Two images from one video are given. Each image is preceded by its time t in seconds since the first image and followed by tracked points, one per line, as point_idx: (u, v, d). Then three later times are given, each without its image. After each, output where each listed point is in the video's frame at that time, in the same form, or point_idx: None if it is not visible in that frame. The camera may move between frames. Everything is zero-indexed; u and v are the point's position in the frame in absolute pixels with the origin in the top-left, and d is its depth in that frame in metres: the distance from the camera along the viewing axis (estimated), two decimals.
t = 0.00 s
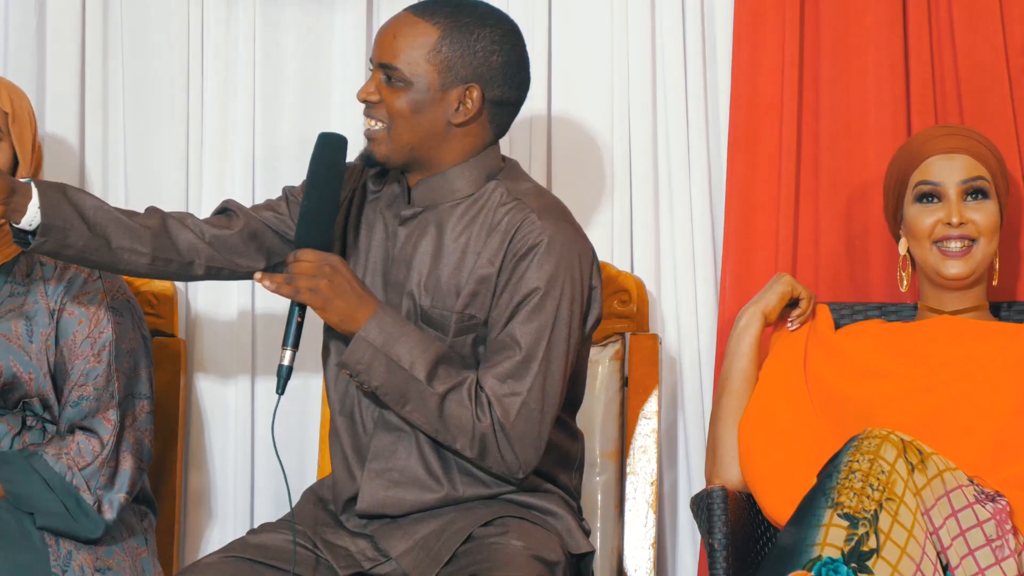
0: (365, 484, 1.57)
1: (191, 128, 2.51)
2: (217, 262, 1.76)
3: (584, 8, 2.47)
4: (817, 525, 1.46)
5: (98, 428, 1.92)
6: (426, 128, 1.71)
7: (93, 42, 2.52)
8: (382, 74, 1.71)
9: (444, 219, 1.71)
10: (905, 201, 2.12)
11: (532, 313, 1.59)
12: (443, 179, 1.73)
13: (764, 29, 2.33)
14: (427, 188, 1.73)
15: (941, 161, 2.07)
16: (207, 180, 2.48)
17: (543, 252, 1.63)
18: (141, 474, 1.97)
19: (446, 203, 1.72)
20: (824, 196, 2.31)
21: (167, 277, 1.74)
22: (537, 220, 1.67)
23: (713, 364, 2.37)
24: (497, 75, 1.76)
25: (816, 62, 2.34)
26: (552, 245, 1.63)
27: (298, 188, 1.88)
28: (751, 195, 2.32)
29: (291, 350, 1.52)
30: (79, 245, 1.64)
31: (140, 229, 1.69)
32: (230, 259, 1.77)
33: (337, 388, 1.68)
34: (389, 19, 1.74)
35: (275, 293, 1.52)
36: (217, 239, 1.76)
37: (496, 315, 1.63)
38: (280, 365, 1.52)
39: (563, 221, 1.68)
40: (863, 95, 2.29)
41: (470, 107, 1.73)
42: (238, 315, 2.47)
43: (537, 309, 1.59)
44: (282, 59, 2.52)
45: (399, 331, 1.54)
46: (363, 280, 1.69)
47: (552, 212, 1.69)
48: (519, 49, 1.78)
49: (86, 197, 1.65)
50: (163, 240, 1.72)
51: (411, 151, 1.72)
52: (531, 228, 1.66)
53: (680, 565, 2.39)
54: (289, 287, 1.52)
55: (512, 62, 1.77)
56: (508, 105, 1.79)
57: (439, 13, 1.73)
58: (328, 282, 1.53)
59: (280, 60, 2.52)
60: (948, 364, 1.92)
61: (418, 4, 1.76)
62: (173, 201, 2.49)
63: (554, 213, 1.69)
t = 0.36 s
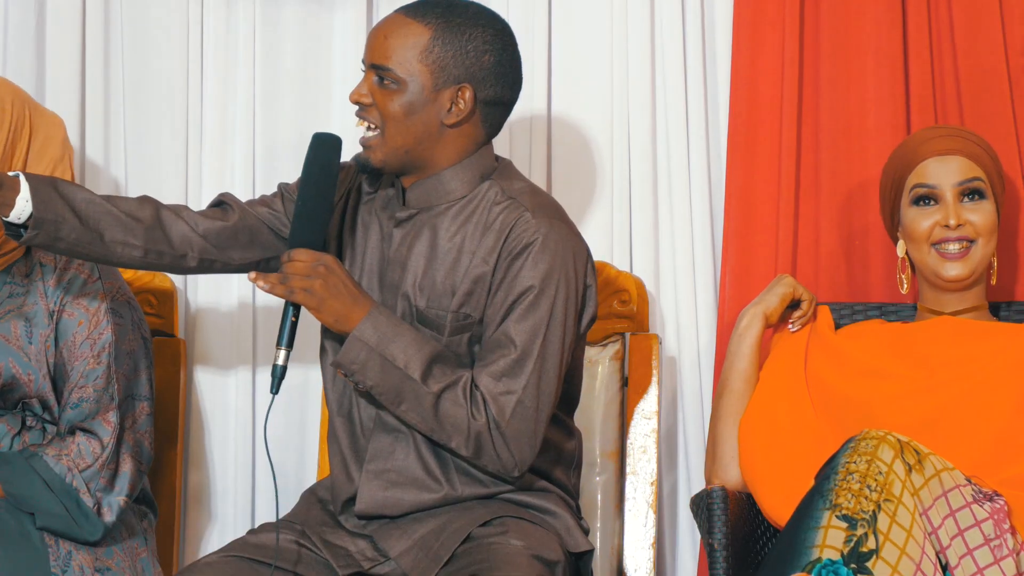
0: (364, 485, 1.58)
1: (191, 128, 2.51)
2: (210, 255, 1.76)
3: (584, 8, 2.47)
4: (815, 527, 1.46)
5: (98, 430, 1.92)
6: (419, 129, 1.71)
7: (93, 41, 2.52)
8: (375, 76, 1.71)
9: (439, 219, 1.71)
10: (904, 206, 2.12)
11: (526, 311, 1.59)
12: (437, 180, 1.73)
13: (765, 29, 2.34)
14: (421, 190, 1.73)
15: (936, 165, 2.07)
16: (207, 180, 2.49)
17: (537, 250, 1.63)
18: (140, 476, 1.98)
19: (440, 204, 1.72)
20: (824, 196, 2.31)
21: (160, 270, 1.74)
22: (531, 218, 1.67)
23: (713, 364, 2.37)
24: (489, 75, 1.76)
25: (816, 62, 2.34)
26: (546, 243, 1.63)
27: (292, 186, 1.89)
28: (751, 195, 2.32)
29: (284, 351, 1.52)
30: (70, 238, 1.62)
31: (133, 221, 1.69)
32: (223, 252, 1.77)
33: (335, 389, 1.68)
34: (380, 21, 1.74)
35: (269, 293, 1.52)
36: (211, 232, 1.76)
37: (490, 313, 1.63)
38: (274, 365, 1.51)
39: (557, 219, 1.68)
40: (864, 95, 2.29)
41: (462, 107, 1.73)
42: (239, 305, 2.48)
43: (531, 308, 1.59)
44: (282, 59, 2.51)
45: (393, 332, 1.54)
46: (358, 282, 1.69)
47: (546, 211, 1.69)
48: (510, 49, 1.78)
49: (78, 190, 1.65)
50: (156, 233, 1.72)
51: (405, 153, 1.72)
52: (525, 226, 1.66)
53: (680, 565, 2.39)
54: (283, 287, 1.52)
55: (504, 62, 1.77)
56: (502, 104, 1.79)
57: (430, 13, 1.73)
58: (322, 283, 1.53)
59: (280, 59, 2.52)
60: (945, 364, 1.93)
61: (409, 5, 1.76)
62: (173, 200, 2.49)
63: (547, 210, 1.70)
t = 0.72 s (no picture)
0: (362, 486, 1.57)
1: (191, 128, 2.51)
2: (207, 256, 1.76)
3: (584, 7, 2.47)
4: (817, 526, 1.46)
5: (97, 430, 1.92)
6: (416, 131, 1.70)
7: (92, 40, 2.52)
8: (368, 81, 1.70)
9: (436, 220, 1.70)
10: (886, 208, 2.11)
11: (525, 312, 1.59)
12: (435, 181, 1.72)
13: (765, 29, 2.33)
14: (420, 191, 1.73)
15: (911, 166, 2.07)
16: (206, 180, 2.49)
17: (536, 250, 1.62)
18: (139, 476, 1.98)
19: (439, 205, 1.72)
20: (824, 196, 2.30)
21: (157, 272, 1.74)
22: (530, 219, 1.67)
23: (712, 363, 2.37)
24: (482, 71, 1.75)
25: (816, 62, 2.34)
26: (544, 244, 1.63)
27: (289, 186, 1.89)
28: (750, 195, 2.32)
29: (284, 354, 1.51)
30: (67, 244, 1.62)
31: (130, 225, 1.69)
32: (220, 253, 1.78)
33: (334, 390, 1.68)
34: (369, 26, 1.73)
35: (268, 297, 1.51)
36: (208, 233, 1.76)
37: (489, 314, 1.62)
38: (274, 369, 1.51)
39: (555, 219, 1.68)
40: (864, 95, 2.28)
41: (457, 106, 1.72)
42: (238, 309, 2.47)
43: (530, 308, 1.59)
44: (281, 58, 2.51)
45: (393, 333, 1.54)
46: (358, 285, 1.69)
47: (545, 211, 1.69)
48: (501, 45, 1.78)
49: (73, 195, 1.64)
50: (153, 236, 1.72)
51: (404, 156, 1.71)
52: (524, 227, 1.65)
53: (680, 565, 2.39)
54: (282, 291, 1.51)
55: (497, 58, 1.77)
56: (495, 99, 1.79)
57: (419, 15, 1.72)
58: (322, 285, 1.52)
59: (280, 58, 2.51)
60: (946, 363, 1.92)
61: (397, 8, 1.75)
62: (172, 200, 2.49)
63: (546, 211, 1.69)
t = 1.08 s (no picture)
0: (365, 487, 1.57)
1: (191, 128, 2.51)
2: (210, 260, 1.77)
3: (584, 7, 2.47)
4: (814, 526, 1.46)
5: (97, 430, 1.92)
6: (421, 132, 1.70)
7: (92, 40, 2.52)
8: (370, 84, 1.69)
9: (440, 222, 1.71)
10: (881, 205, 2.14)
11: (529, 312, 1.59)
12: (438, 183, 1.73)
13: (764, 30, 2.34)
14: (424, 193, 1.73)
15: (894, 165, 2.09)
16: (207, 179, 2.49)
17: (541, 251, 1.63)
18: (139, 476, 1.98)
19: (443, 207, 1.72)
20: (824, 196, 2.30)
21: (159, 275, 1.74)
22: (534, 219, 1.67)
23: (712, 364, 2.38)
24: (483, 70, 1.75)
25: (815, 62, 2.34)
26: (549, 244, 1.63)
27: (292, 189, 1.89)
28: (751, 196, 2.32)
29: (287, 354, 1.52)
30: (69, 249, 1.62)
31: (133, 230, 1.69)
32: (223, 257, 1.78)
33: (336, 391, 1.68)
34: (368, 29, 1.73)
35: (271, 299, 1.51)
36: (211, 237, 1.76)
37: (494, 315, 1.63)
38: (275, 369, 1.51)
39: (559, 219, 1.68)
40: (863, 96, 2.28)
41: (460, 106, 1.72)
42: (238, 311, 2.47)
43: (534, 309, 1.59)
44: (281, 58, 2.51)
45: (397, 334, 1.54)
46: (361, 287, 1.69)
47: (548, 212, 1.69)
48: (501, 44, 1.78)
49: (76, 200, 1.64)
50: (156, 240, 1.72)
51: (409, 158, 1.71)
52: (529, 227, 1.66)
53: (679, 565, 2.39)
54: (285, 292, 1.51)
55: (497, 57, 1.77)
56: (497, 97, 1.79)
57: (418, 16, 1.72)
58: (325, 288, 1.52)
59: (280, 58, 2.51)
60: (946, 363, 1.92)
61: (394, 10, 1.75)
62: (172, 200, 2.49)
63: (550, 212, 1.69)
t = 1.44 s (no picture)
0: (366, 483, 1.57)
1: (190, 127, 2.51)
2: (209, 254, 1.77)
3: (584, 7, 2.47)
4: (816, 529, 1.45)
5: (97, 430, 1.92)
6: (429, 127, 1.71)
7: (92, 40, 2.52)
8: (393, 68, 1.71)
9: (443, 216, 1.70)
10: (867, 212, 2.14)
11: (534, 306, 1.59)
12: (444, 178, 1.73)
13: (764, 29, 2.34)
14: (428, 187, 1.73)
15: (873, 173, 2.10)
16: (206, 179, 2.49)
17: (546, 246, 1.63)
18: (139, 475, 1.98)
19: (446, 202, 1.72)
20: (824, 194, 2.30)
21: (158, 268, 1.73)
22: (539, 215, 1.67)
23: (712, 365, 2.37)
24: (505, 83, 1.76)
25: (815, 62, 2.34)
26: (554, 239, 1.64)
27: (294, 186, 1.89)
28: (751, 195, 2.32)
29: (289, 345, 1.52)
30: (70, 239, 1.62)
31: (133, 222, 1.69)
32: (222, 251, 1.78)
33: (337, 387, 1.68)
34: (406, 14, 1.75)
35: (275, 288, 1.51)
36: (211, 231, 1.76)
37: (498, 309, 1.63)
38: (279, 360, 1.51)
39: (565, 216, 1.68)
40: (863, 95, 2.29)
41: (473, 113, 1.73)
42: (238, 302, 2.47)
43: (539, 303, 1.59)
44: (281, 58, 2.51)
45: (401, 328, 1.54)
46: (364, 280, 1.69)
47: (554, 208, 1.69)
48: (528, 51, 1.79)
49: (78, 190, 1.64)
50: (156, 233, 1.72)
51: (411, 147, 1.72)
52: (534, 223, 1.66)
53: (680, 565, 2.39)
54: (290, 283, 1.51)
55: (521, 73, 1.78)
56: (512, 114, 1.80)
57: (456, 15, 1.73)
58: (329, 279, 1.52)
59: (279, 59, 2.51)
60: (948, 361, 1.92)
61: (437, 3, 1.76)
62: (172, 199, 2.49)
63: (555, 208, 1.69)
